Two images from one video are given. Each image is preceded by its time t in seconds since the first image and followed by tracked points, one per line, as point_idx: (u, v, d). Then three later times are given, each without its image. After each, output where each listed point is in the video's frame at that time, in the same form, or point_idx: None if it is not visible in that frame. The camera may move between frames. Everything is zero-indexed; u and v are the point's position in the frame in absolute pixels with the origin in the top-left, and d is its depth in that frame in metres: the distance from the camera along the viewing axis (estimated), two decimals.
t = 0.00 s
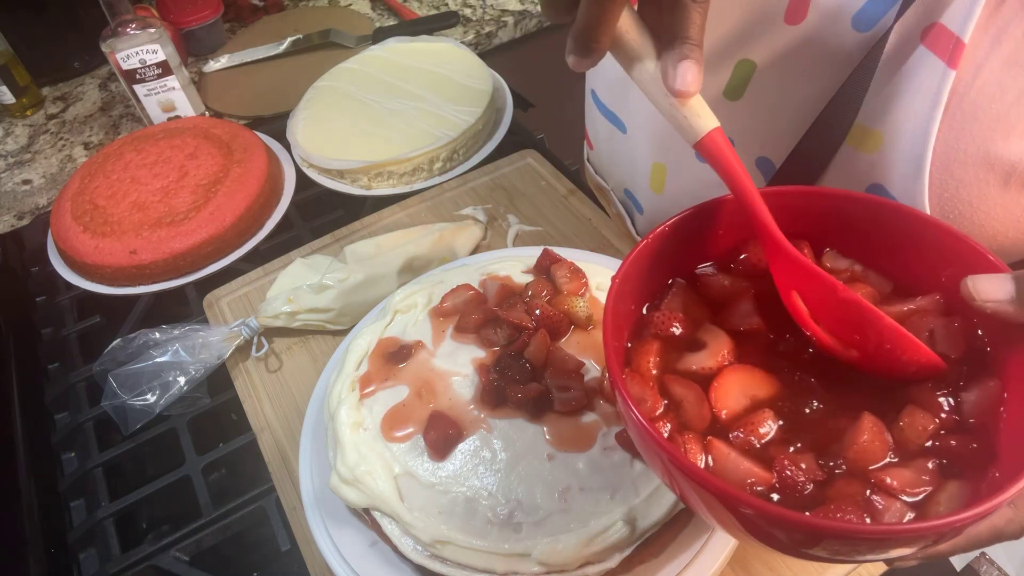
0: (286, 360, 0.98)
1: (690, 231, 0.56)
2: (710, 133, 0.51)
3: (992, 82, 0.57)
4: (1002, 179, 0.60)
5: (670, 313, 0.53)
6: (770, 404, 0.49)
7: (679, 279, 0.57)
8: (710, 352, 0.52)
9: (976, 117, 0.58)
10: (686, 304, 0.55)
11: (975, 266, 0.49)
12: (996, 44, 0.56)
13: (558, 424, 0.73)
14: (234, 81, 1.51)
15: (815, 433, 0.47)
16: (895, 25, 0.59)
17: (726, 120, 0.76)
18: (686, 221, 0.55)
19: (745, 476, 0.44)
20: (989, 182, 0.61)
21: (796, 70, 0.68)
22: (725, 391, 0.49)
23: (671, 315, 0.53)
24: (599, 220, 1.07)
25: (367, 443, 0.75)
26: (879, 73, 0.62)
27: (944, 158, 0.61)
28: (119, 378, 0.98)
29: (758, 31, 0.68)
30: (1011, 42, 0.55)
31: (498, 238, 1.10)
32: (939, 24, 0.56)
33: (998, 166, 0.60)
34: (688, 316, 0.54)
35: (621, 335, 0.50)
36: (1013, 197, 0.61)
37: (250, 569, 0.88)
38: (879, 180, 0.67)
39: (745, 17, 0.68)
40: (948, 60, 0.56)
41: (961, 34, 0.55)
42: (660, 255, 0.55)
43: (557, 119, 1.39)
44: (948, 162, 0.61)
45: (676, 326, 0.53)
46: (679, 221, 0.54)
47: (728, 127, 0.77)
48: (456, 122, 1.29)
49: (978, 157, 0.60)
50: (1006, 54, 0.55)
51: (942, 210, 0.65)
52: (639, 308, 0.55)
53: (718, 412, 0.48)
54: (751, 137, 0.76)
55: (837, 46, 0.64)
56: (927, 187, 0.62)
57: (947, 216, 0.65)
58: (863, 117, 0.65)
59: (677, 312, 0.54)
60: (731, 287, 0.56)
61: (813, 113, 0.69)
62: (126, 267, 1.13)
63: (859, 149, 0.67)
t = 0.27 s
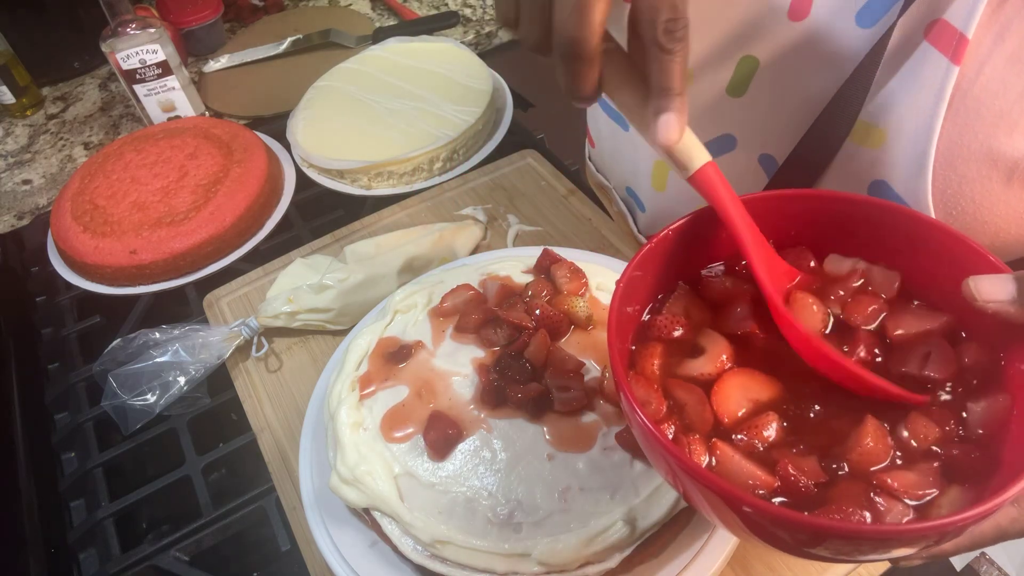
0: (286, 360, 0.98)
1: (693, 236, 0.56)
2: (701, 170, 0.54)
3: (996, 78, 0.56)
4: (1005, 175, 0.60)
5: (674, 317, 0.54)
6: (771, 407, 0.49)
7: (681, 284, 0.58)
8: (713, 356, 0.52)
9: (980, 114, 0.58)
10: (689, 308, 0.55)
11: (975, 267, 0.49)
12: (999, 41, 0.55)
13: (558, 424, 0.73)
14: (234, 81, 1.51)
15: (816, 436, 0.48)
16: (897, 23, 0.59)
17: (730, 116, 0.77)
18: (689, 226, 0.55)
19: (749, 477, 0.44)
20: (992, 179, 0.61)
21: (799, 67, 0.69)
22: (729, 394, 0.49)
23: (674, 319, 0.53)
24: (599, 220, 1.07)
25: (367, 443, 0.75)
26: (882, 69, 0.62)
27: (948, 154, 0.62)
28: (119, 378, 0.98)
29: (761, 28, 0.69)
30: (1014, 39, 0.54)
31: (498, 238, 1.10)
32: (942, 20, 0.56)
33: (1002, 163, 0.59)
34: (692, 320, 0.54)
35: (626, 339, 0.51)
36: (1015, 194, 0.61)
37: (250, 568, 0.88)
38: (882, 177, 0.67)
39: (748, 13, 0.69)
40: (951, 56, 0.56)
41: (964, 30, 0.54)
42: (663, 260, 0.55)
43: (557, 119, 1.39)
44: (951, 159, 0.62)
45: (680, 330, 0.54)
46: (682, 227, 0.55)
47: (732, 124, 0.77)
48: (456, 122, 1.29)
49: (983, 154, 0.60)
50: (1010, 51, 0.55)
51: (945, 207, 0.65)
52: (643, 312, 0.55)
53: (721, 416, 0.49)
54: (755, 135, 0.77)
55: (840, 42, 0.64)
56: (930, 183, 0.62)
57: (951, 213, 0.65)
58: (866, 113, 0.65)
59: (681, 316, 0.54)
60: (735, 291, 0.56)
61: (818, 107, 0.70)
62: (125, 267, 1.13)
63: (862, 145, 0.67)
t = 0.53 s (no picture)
0: (286, 360, 0.98)
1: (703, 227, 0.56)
2: (680, 142, 0.55)
3: (1000, 82, 0.56)
4: (1011, 178, 0.60)
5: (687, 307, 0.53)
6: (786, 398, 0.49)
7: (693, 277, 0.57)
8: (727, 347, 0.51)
9: (984, 117, 0.58)
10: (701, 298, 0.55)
11: (990, 262, 0.49)
12: (1004, 44, 0.55)
13: (558, 424, 0.73)
14: (234, 81, 1.51)
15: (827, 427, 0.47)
16: (903, 24, 0.58)
17: (734, 117, 0.77)
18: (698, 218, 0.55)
19: (761, 469, 0.44)
20: (998, 182, 0.61)
21: (804, 68, 0.68)
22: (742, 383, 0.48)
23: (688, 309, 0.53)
24: (598, 220, 1.08)
25: (367, 443, 0.75)
26: (887, 72, 0.62)
27: (954, 161, 0.62)
28: (119, 378, 0.98)
29: (764, 29, 0.68)
30: (1019, 43, 0.55)
31: (497, 238, 1.10)
32: (948, 23, 0.56)
33: (1007, 166, 0.59)
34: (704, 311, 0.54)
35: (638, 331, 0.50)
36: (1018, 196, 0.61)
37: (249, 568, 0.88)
38: (887, 178, 0.67)
39: (752, 13, 0.68)
40: (956, 59, 0.56)
41: (969, 33, 0.54)
42: (674, 252, 0.55)
43: (557, 118, 1.39)
44: (957, 162, 0.62)
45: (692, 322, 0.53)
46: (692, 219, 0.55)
47: (737, 125, 0.78)
48: (456, 122, 1.29)
49: (988, 156, 0.60)
50: (1014, 54, 0.55)
51: (951, 208, 0.65)
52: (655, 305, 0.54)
53: (737, 404, 0.48)
54: (759, 136, 0.77)
55: (845, 44, 0.63)
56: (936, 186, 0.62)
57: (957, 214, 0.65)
58: (871, 114, 0.65)
59: (692, 307, 0.54)
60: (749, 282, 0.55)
61: (823, 110, 0.69)
62: (125, 267, 1.13)
63: (867, 147, 0.67)
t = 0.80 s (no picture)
0: (286, 360, 0.98)
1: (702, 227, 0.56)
2: (672, 143, 0.56)
3: (996, 82, 0.56)
4: (1008, 179, 0.60)
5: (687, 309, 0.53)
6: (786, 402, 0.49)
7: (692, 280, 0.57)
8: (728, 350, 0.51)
9: (981, 117, 0.58)
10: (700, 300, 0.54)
11: (991, 262, 0.48)
12: (1001, 44, 0.55)
13: (558, 424, 0.73)
14: (234, 81, 1.51)
15: (829, 432, 0.47)
16: (898, 25, 0.59)
17: (732, 118, 0.77)
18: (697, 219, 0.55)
19: (764, 475, 0.44)
20: (995, 182, 0.61)
21: (801, 68, 0.68)
22: (742, 387, 0.48)
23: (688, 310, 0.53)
24: (599, 220, 1.07)
25: (367, 443, 0.75)
26: (883, 72, 0.62)
27: (949, 159, 0.62)
28: (119, 378, 0.98)
29: (761, 30, 0.68)
30: (1015, 43, 0.55)
31: (498, 238, 1.10)
32: (944, 23, 0.56)
33: (1004, 166, 0.60)
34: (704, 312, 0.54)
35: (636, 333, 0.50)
36: (1016, 196, 0.61)
37: (249, 569, 0.88)
38: (883, 178, 0.66)
39: (749, 14, 0.68)
40: (952, 59, 0.56)
41: (966, 33, 0.54)
42: (673, 254, 0.55)
43: (557, 118, 1.39)
44: (954, 163, 0.62)
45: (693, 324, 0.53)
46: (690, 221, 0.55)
47: (735, 125, 0.78)
48: (456, 122, 1.29)
49: (984, 156, 0.60)
50: (1011, 54, 0.55)
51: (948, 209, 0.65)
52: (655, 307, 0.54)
53: (737, 409, 0.48)
54: (756, 135, 0.76)
55: (841, 44, 0.63)
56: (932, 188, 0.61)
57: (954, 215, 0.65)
58: (868, 114, 0.65)
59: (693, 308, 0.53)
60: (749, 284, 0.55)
61: (819, 111, 0.69)
62: (125, 267, 1.13)
63: (864, 147, 0.67)
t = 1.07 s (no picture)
0: (286, 361, 0.98)
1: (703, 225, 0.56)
2: (677, 128, 0.56)
3: (995, 82, 0.57)
4: (1007, 179, 0.60)
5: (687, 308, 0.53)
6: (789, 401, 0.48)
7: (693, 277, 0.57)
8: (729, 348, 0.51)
9: (979, 117, 0.59)
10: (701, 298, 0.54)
11: (991, 263, 0.48)
12: (999, 44, 0.56)
13: (557, 424, 0.73)
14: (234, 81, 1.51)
15: (830, 432, 0.47)
16: (896, 26, 0.59)
17: (732, 118, 0.77)
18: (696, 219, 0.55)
19: (765, 476, 0.43)
20: (994, 182, 0.61)
21: (800, 67, 0.68)
22: (743, 386, 0.48)
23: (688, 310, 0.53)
24: (599, 220, 1.08)
25: (367, 443, 0.75)
26: (884, 71, 0.62)
27: (948, 159, 0.62)
28: (119, 378, 0.98)
29: (760, 31, 0.68)
30: (1014, 42, 0.55)
31: (498, 238, 1.10)
32: (943, 23, 0.56)
33: (1003, 166, 0.60)
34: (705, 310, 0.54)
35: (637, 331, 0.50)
36: (1015, 196, 0.62)
37: (249, 569, 0.88)
38: (882, 177, 0.67)
39: (749, 14, 0.68)
40: (951, 59, 0.56)
41: (965, 34, 0.54)
42: (674, 251, 0.55)
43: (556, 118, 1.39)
44: (953, 163, 0.62)
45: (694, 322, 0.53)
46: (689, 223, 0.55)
47: (734, 126, 0.78)
48: (456, 122, 1.29)
49: (983, 156, 0.60)
50: (1009, 53, 0.55)
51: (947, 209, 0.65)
52: (654, 306, 0.54)
53: (738, 410, 0.47)
54: (756, 133, 0.76)
55: (840, 44, 0.63)
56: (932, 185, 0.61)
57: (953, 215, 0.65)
58: (867, 115, 0.65)
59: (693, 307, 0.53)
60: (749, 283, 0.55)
61: (818, 112, 0.69)
62: (125, 267, 1.13)
63: (863, 147, 0.67)
